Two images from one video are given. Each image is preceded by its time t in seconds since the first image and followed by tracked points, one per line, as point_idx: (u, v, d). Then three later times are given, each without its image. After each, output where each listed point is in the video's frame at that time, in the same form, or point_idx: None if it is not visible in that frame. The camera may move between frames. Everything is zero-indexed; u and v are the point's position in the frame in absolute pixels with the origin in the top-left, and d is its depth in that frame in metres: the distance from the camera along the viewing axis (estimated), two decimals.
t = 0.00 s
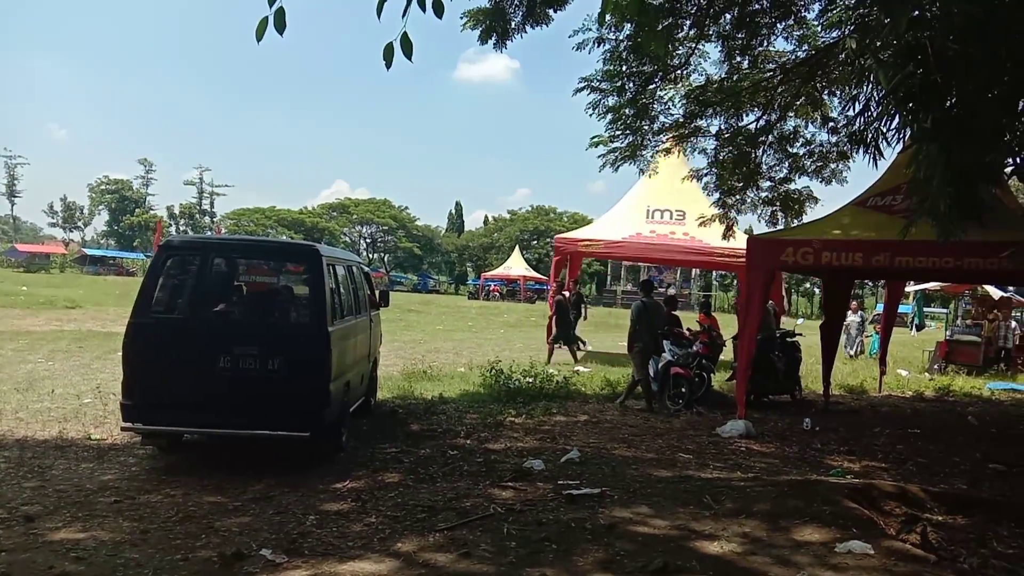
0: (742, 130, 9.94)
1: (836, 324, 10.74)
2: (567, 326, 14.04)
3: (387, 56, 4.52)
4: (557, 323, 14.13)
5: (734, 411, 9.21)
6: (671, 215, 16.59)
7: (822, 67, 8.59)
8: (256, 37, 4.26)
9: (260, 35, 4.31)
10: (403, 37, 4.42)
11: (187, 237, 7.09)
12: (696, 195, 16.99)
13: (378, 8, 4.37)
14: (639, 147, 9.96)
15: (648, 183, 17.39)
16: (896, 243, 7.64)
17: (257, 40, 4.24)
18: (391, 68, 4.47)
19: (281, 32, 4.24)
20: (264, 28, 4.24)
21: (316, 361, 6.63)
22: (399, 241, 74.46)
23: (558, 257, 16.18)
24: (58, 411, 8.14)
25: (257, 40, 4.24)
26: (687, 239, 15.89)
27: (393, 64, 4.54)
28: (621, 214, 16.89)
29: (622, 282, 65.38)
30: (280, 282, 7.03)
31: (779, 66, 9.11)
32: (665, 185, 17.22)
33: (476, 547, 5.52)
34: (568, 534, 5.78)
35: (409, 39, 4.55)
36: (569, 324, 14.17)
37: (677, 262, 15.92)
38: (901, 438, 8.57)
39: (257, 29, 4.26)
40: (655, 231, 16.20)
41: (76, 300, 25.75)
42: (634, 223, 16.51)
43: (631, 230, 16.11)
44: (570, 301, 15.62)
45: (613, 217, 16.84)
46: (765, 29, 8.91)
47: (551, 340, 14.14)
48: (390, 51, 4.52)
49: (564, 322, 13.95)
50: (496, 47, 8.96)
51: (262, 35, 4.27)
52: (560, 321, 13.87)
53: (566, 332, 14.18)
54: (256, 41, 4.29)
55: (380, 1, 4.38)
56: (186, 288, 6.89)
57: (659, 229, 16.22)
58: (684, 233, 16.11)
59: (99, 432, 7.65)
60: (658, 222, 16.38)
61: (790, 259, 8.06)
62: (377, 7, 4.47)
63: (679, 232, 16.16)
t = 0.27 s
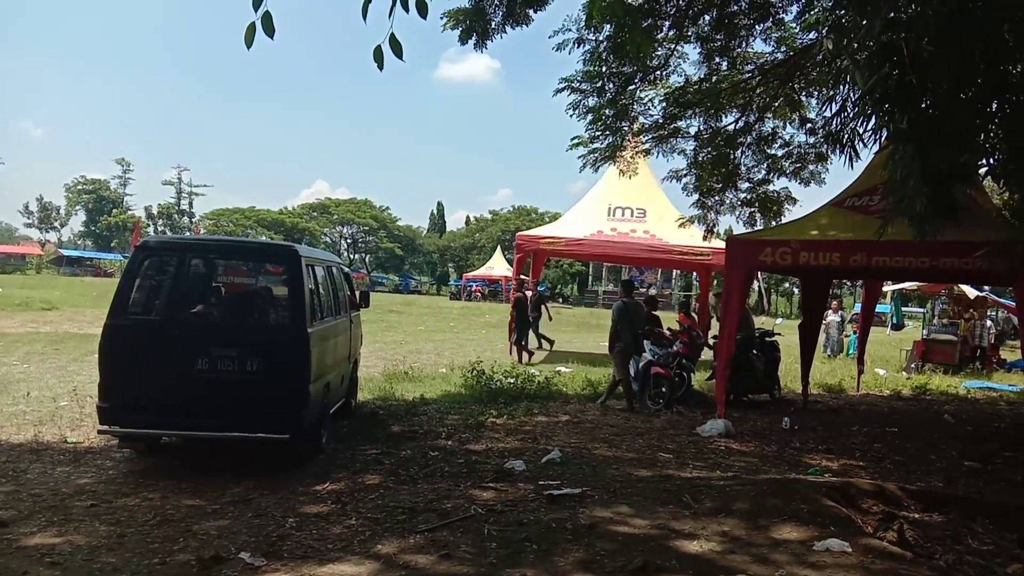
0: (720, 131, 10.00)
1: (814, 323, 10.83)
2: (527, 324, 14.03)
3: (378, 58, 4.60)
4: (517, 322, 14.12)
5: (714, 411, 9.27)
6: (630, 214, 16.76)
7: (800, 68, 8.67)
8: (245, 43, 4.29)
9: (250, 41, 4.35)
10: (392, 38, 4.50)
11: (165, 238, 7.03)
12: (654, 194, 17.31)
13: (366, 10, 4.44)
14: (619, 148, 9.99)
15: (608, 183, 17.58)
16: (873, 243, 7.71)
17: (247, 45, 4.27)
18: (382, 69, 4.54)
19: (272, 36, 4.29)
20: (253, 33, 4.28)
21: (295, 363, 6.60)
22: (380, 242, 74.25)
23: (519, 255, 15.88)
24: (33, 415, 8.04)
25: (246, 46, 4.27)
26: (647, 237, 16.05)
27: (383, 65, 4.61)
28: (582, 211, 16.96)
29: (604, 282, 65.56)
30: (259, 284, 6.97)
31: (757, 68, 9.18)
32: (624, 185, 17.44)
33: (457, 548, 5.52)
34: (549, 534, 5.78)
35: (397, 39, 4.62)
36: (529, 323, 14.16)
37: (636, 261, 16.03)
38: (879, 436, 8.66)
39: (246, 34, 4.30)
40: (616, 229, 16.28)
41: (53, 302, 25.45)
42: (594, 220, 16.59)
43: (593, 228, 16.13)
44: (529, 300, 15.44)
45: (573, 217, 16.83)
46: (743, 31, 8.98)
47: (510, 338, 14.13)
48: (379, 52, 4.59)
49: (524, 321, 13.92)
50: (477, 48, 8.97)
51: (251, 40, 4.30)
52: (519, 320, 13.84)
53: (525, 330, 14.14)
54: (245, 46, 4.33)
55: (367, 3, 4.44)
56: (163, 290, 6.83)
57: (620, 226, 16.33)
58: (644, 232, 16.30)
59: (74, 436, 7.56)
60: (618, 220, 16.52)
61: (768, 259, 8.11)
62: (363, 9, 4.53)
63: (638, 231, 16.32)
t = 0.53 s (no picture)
0: (707, 129, 10.02)
1: (801, 320, 10.87)
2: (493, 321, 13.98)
3: (367, 57, 4.53)
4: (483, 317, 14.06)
5: (701, 408, 9.29)
6: (599, 211, 16.80)
7: (786, 66, 8.71)
8: (236, 45, 4.24)
9: (241, 43, 4.30)
10: (381, 37, 4.44)
11: (150, 237, 6.98)
12: (625, 192, 17.31)
13: (355, 9, 4.39)
14: (607, 147, 10.01)
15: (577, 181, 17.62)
16: (858, 240, 7.75)
17: (238, 46, 4.22)
18: (370, 69, 4.48)
19: (261, 36, 4.24)
20: (244, 34, 4.24)
21: (281, 362, 6.57)
22: (368, 241, 74.23)
23: (488, 252, 16.11)
24: (16, 415, 7.99)
25: (238, 47, 4.22)
26: (616, 233, 16.06)
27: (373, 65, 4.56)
28: (551, 209, 16.99)
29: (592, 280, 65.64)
30: (245, 283, 6.94)
31: (743, 66, 9.20)
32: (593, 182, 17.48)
33: (444, 547, 5.51)
34: (536, 532, 5.78)
35: (386, 39, 4.56)
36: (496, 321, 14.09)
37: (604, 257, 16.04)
38: (865, 432, 8.71)
39: (236, 35, 4.25)
40: (584, 226, 16.31)
41: (38, 302, 25.35)
42: (562, 217, 16.63)
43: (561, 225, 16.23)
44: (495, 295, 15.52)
45: (544, 213, 16.96)
46: (729, 29, 8.99)
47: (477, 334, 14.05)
48: (368, 52, 4.53)
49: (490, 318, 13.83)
50: (464, 46, 8.95)
51: (243, 41, 4.26)
52: (485, 317, 13.77)
53: (493, 327, 14.09)
54: (235, 48, 4.27)
55: (355, 2, 4.39)
56: (148, 289, 6.79)
57: (588, 223, 16.39)
58: (612, 228, 16.32)
59: (59, 436, 7.52)
60: (587, 217, 16.57)
61: (755, 257, 8.14)
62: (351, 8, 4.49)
63: (606, 227, 16.34)
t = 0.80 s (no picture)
0: (688, 127, 10.05)
1: (781, 317, 10.95)
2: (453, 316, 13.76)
3: (348, 53, 4.51)
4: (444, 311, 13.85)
5: (683, 405, 9.33)
6: (563, 207, 16.79)
7: (767, 64, 8.76)
8: (216, 40, 4.20)
9: (220, 39, 4.25)
10: (362, 33, 4.42)
11: (128, 233, 6.92)
12: (590, 188, 17.31)
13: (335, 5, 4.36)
14: (589, 145, 10.02)
15: (543, 176, 17.60)
16: (837, 237, 7.81)
17: (217, 42, 4.18)
18: (350, 64, 4.45)
19: (240, 32, 4.20)
20: (223, 30, 4.19)
21: (261, 359, 6.53)
22: (350, 237, 74.04)
23: (451, 247, 16.05)
24: None
25: (217, 42, 4.18)
26: (580, 230, 16.07)
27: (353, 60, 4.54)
28: (516, 204, 16.97)
29: (576, 278, 65.76)
30: (226, 279, 6.88)
31: (725, 64, 9.23)
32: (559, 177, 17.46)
33: (425, 544, 5.50)
34: (518, 529, 5.79)
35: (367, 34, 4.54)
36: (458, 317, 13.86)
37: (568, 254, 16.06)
38: (844, 428, 8.79)
39: (215, 31, 4.20)
40: (548, 222, 16.32)
41: (14, 298, 25.02)
42: (526, 213, 16.61)
43: (524, 222, 16.22)
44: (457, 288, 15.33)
45: (508, 208, 16.91)
46: (711, 28, 9.02)
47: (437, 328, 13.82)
48: (348, 48, 4.51)
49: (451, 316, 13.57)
50: (446, 43, 8.92)
51: (222, 37, 4.21)
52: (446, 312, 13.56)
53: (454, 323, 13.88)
54: (215, 44, 4.23)
55: None
56: (126, 285, 6.72)
57: (552, 220, 16.39)
58: (576, 225, 16.33)
59: (35, 435, 7.44)
60: (551, 213, 16.57)
61: (736, 254, 8.18)
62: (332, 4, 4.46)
63: (571, 223, 16.34)
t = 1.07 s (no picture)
0: (666, 122, 10.09)
1: (759, 311, 11.03)
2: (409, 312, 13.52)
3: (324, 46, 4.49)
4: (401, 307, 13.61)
5: (661, 398, 9.38)
6: (520, 201, 16.94)
7: (744, 59, 8.80)
8: (188, 32, 4.13)
9: (191, 30, 4.18)
10: (339, 25, 4.40)
11: (102, 227, 6.82)
12: (545, 184, 17.57)
13: None
14: (568, 139, 10.02)
15: (501, 172, 17.77)
16: (814, 232, 7.87)
17: (189, 33, 4.11)
18: (326, 56, 4.42)
19: (214, 22, 4.14)
20: (196, 21, 4.13)
21: (238, 355, 6.47)
22: (328, 231, 74.14)
23: (406, 240, 15.80)
24: None
25: (189, 33, 4.11)
26: (536, 225, 16.15)
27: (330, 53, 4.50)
28: (473, 197, 17.06)
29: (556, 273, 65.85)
30: (202, 275, 6.82)
31: (703, 59, 9.27)
32: (516, 173, 17.66)
33: (403, 540, 5.49)
34: (496, 523, 5.79)
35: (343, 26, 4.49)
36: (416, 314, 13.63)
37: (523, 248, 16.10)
38: (820, 421, 8.88)
39: (186, 21, 4.13)
40: (505, 215, 16.40)
41: None
42: (483, 207, 16.64)
43: (482, 214, 16.23)
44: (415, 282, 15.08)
45: (464, 202, 16.89)
46: (689, 22, 9.04)
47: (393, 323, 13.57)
48: (324, 40, 4.48)
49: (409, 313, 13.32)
50: (424, 37, 8.88)
51: (194, 29, 4.14)
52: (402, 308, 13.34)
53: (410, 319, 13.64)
54: (186, 35, 4.16)
55: None
56: (100, 280, 6.64)
57: (509, 213, 16.47)
58: (533, 219, 16.44)
59: (7, 432, 7.33)
60: (508, 207, 16.68)
61: (714, 249, 8.23)
62: None
63: (527, 218, 16.41)
